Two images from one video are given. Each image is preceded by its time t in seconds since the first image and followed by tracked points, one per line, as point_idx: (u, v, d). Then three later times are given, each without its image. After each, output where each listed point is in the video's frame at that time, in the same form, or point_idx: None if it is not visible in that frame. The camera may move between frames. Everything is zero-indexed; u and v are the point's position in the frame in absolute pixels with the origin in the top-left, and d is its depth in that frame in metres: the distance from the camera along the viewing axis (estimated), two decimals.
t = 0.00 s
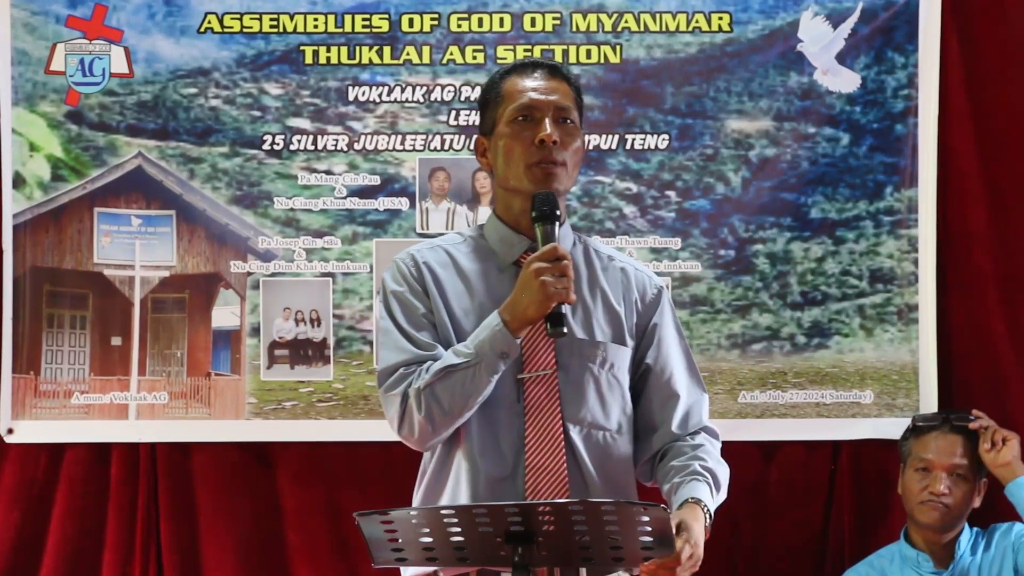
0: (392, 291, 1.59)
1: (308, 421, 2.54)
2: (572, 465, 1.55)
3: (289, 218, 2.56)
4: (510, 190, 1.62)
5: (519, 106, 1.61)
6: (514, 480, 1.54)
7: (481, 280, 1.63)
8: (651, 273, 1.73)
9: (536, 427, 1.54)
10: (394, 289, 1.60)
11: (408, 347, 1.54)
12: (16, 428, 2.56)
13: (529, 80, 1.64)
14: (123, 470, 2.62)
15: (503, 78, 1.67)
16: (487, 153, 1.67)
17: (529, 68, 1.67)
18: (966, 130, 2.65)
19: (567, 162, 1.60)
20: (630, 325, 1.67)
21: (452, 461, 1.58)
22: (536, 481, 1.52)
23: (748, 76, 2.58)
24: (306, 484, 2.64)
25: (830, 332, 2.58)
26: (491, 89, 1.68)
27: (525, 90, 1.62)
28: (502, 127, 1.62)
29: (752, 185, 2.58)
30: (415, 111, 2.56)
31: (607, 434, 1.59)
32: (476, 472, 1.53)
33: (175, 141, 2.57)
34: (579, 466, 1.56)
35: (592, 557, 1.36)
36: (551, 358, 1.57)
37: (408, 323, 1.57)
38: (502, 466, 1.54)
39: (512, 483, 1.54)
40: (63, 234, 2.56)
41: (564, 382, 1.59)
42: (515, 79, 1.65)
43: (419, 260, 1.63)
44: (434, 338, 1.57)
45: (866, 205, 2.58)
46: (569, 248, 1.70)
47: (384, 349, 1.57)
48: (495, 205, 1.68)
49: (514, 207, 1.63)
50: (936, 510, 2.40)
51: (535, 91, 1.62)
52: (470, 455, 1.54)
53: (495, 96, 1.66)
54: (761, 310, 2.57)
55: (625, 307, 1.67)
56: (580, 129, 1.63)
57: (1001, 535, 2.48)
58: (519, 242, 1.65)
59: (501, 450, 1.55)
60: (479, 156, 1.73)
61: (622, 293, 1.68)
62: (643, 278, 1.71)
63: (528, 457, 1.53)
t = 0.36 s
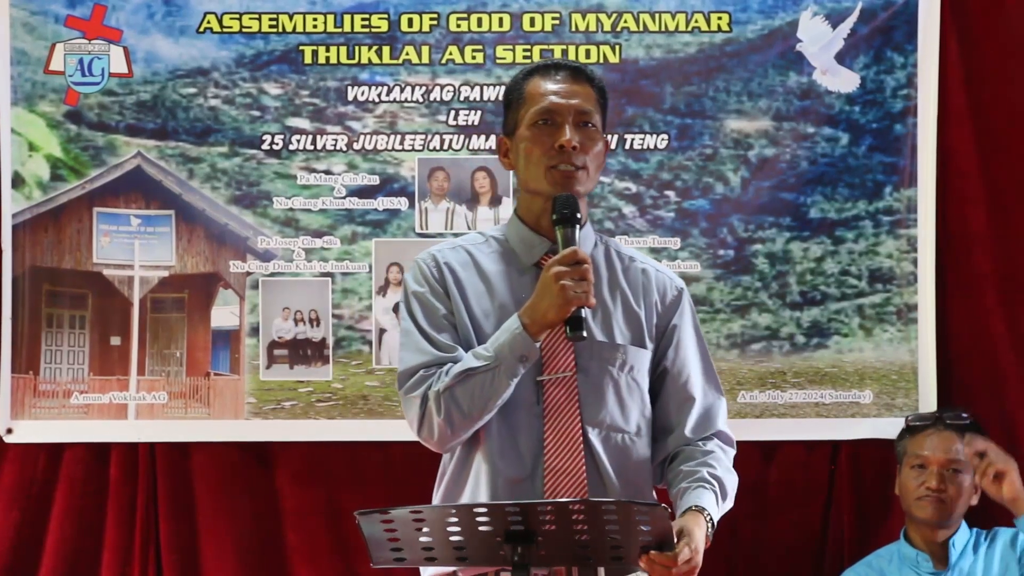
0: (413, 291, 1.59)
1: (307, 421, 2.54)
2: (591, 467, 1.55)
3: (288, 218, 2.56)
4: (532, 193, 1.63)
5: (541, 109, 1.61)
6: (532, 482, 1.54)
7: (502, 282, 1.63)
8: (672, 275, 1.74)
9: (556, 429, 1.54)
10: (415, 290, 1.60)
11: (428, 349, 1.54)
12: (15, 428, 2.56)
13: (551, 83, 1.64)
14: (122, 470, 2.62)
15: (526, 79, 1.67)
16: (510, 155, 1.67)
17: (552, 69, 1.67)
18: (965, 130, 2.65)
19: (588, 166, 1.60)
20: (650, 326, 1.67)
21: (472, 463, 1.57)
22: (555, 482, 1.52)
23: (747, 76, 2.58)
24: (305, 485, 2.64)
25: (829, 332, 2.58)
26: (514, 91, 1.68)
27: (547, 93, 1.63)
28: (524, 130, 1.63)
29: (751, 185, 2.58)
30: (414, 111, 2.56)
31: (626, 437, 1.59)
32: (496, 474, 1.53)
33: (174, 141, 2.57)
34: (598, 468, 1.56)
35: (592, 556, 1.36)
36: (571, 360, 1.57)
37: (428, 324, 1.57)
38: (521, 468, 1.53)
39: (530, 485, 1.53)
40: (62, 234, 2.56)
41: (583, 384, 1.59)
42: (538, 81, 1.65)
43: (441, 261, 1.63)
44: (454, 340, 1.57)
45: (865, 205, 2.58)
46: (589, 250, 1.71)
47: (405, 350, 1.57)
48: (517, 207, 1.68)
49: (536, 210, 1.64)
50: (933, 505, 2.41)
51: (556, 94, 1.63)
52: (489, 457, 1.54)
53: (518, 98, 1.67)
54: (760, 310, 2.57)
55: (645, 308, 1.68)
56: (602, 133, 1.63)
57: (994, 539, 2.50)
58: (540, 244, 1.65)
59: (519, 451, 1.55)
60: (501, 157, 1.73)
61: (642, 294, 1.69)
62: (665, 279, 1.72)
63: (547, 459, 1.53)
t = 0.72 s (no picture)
0: (425, 292, 1.60)
1: (307, 421, 2.54)
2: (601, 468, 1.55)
3: (287, 218, 2.56)
4: (545, 195, 1.63)
5: (553, 111, 1.62)
6: (542, 485, 1.54)
7: (514, 283, 1.63)
8: (685, 276, 1.74)
9: (566, 431, 1.54)
10: (428, 291, 1.60)
11: (440, 351, 1.55)
12: (15, 428, 2.56)
13: (564, 85, 1.64)
14: (122, 470, 2.62)
15: (541, 80, 1.67)
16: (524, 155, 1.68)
17: (566, 70, 1.67)
18: (965, 130, 2.64)
19: (600, 168, 1.60)
20: (661, 327, 1.67)
21: (484, 465, 1.57)
22: (564, 485, 1.52)
23: (746, 76, 2.58)
24: (304, 485, 2.64)
25: (828, 332, 2.58)
26: (528, 93, 1.69)
27: (560, 95, 1.63)
28: (537, 132, 1.63)
29: (750, 185, 2.58)
30: (414, 111, 2.56)
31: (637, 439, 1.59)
32: (507, 476, 1.53)
33: (173, 141, 2.57)
34: (609, 470, 1.56)
35: (586, 553, 1.36)
36: (582, 363, 1.57)
37: (440, 326, 1.58)
38: (532, 471, 1.53)
39: (541, 488, 1.53)
40: (62, 234, 2.56)
41: (594, 387, 1.59)
42: (552, 82, 1.66)
43: (453, 261, 1.64)
44: (466, 341, 1.58)
45: (864, 205, 2.58)
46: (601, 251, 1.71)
47: (416, 353, 1.57)
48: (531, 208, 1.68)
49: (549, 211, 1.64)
50: (929, 507, 2.40)
51: (569, 96, 1.63)
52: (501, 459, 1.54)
53: (533, 99, 1.67)
54: (760, 310, 2.57)
55: (656, 308, 1.68)
56: (615, 135, 1.63)
57: (999, 539, 2.49)
58: (553, 245, 1.65)
59: (530, 454, 1.54)
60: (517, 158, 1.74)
61: (654, 295, 1.69)
62: (678, 280, 1.72)
63: (558, 461, 1.53)
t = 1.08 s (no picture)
0: (402, 292, 1.61)
1: (307, 421, 2.54)
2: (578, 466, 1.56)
3: (287, 218, 2.56)
4: (519, 195, 1.64)
5: (524, 111, 1.63)
6: (519, 483, 1.54)
7: (490, 282, 1.65)
8: (665, 273, 1.74)
9: (544, 428, 1.55)
10: (404, 291, 1.62)
11: (415, 350, 1.56)
12: (14, 428, 2.56)
13: (536, 84, 1.65)
14: (122, 470, 2.62)
15: (515, 80, 1.69)
16: (499, 156, 1.69)
17: (540, 70, 1.69)
18: (964, 129, 2.64)
19: (571, 167, 1.60)
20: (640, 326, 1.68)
21: (460, 464, 1.58)
22: (542, 483, 1.53)
23: (746, 76, 2.58)
24: (304, 484, 2.64)
25: (828, 332, 2.58)
26: (503, 94, 1.70)
27: (531, 95, 1.64)
28: (509, 132, 1.65)
29: (750, 185, 2.58)
30: (413, 110, 2.56)
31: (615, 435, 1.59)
32: (483, 474, 1.53)
33: (173, 141, 2.57)
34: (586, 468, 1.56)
35: (590, 555, 1.36)
36: (559, 361, 1.58)
37: (416, 325, 1.59)
38: (508, 469, 1.54)
39: (517, 486, 1.54)
40: (61, 235, 2.56)
41: (572, 385, 1.59)
42: (525, 82, 1.67)
43: (430, 261, 1.65)
44: (442, 341, 1.59)
45: (864, 205, 2.58)
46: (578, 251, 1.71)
47: (392, 352, 1.58)
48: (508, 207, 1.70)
49: (523, 211, 1.65)
50: (930, 507, 2.40)
51: (541, 95, 1.64)
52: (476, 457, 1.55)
53: (507, 99, 1.69)
54: (760, 310, 2.57)
55: (635, 307, 1.68)
56: (586, 133, 1.63)
57: (999, 539, 2.48)
58: (529, 244, 1.66)
59: (507, 452, 1.55)
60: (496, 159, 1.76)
61: (633, 294, 1.69)
62: (657, 278, 1.72)
63: (535, 459, 1.54)
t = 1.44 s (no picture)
0: (368, 296, 1.67)
1: (306, 421, 2.54)
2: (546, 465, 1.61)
3: (287, 218, 2.56)
4: (482, 192, 1.69)
5: (485, 110, 1.67)
6: (488, 483, 1.61)
7: (455, 284, 1.71)
8: (633, 271, 1.77)
9: (511, 429, 1.60)
10: (371, 294, 1.68)
11: (380, 354, 1.63)
12: (14, 428, 2.56)
13: (498, 83, 1.70)
14: (121, 470, 2.62)
15: (479, 80, 1.73)
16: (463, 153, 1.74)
17: (503, 69, 1.73)
18: (964, 129, 2.64)
19: (531, 165, 1.65)
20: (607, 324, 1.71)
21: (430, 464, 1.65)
22: (510, 483, 1.58)
23: (746, 76, 2.58)
24: (303, 484, 2.63)
25: (828, 332, 2.58)
26: (468, 93, 1.75)
27: (492, 94, 1.69)
28: (471, 131, 1.69)
29: (750, 185, 2.58)
30: (413, 110, 2.56)
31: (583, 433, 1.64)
32: (451, 475, 1.60)
33: (172, 141, 2.57)
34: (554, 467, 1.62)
35: (591, 555, 1.36)
36: (525, 361, 1.62)
37: (382, 329, 1.65)
38: (477, 469, 1.60)
39: (485, 486, 1.60)
40: (61, 234, 2.56)
41: (539, 384, 1.65)
42: (487, 81, 1.71)
43: (396, 264, 1.71)
44: (407, 344, 1.66)
45: (863, 205, 2.58)
46: (545, 251, 1.76)
47: (357, 356, 1.65)
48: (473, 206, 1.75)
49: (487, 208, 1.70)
50: (931, 507, 2.40)
51: (502, 94, 1.69)
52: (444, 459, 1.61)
53: (472, 99, 1.73)
54: (759, 309, 2.57)
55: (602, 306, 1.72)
56: (546, 131, 1.67)
57: (998, 540, 2.49)
58: (494, 243, 1.73)
59: (475, 453, 1.62)
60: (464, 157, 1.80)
61: (601, 292, 1.73)
62: (625, 276, 1.75)
63: (502, 459, 1.59)
